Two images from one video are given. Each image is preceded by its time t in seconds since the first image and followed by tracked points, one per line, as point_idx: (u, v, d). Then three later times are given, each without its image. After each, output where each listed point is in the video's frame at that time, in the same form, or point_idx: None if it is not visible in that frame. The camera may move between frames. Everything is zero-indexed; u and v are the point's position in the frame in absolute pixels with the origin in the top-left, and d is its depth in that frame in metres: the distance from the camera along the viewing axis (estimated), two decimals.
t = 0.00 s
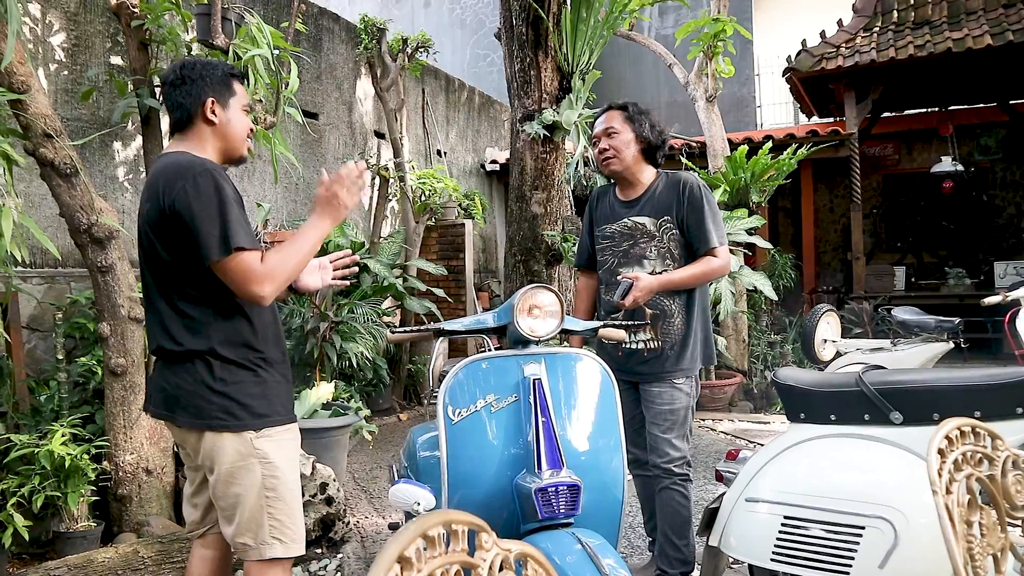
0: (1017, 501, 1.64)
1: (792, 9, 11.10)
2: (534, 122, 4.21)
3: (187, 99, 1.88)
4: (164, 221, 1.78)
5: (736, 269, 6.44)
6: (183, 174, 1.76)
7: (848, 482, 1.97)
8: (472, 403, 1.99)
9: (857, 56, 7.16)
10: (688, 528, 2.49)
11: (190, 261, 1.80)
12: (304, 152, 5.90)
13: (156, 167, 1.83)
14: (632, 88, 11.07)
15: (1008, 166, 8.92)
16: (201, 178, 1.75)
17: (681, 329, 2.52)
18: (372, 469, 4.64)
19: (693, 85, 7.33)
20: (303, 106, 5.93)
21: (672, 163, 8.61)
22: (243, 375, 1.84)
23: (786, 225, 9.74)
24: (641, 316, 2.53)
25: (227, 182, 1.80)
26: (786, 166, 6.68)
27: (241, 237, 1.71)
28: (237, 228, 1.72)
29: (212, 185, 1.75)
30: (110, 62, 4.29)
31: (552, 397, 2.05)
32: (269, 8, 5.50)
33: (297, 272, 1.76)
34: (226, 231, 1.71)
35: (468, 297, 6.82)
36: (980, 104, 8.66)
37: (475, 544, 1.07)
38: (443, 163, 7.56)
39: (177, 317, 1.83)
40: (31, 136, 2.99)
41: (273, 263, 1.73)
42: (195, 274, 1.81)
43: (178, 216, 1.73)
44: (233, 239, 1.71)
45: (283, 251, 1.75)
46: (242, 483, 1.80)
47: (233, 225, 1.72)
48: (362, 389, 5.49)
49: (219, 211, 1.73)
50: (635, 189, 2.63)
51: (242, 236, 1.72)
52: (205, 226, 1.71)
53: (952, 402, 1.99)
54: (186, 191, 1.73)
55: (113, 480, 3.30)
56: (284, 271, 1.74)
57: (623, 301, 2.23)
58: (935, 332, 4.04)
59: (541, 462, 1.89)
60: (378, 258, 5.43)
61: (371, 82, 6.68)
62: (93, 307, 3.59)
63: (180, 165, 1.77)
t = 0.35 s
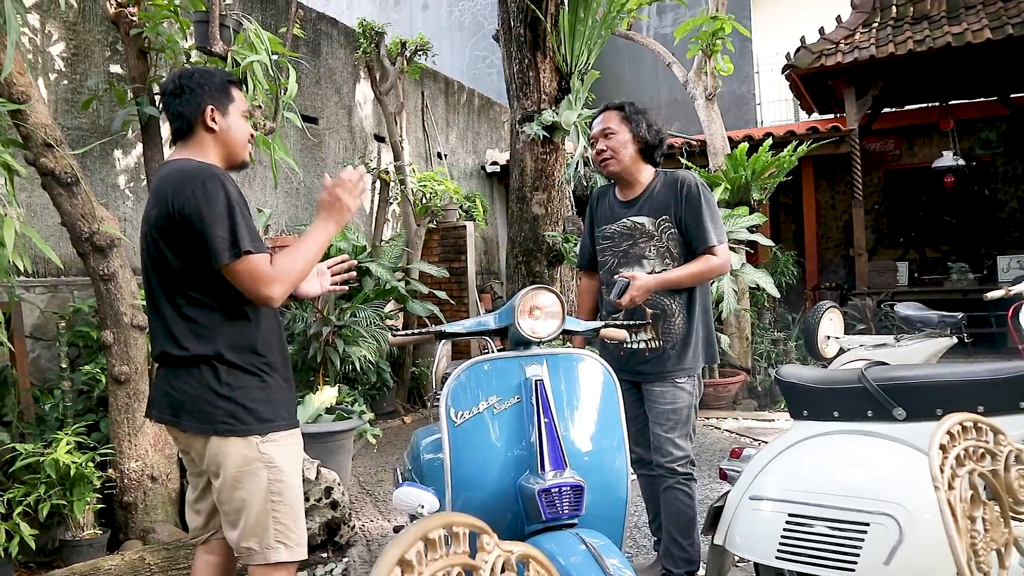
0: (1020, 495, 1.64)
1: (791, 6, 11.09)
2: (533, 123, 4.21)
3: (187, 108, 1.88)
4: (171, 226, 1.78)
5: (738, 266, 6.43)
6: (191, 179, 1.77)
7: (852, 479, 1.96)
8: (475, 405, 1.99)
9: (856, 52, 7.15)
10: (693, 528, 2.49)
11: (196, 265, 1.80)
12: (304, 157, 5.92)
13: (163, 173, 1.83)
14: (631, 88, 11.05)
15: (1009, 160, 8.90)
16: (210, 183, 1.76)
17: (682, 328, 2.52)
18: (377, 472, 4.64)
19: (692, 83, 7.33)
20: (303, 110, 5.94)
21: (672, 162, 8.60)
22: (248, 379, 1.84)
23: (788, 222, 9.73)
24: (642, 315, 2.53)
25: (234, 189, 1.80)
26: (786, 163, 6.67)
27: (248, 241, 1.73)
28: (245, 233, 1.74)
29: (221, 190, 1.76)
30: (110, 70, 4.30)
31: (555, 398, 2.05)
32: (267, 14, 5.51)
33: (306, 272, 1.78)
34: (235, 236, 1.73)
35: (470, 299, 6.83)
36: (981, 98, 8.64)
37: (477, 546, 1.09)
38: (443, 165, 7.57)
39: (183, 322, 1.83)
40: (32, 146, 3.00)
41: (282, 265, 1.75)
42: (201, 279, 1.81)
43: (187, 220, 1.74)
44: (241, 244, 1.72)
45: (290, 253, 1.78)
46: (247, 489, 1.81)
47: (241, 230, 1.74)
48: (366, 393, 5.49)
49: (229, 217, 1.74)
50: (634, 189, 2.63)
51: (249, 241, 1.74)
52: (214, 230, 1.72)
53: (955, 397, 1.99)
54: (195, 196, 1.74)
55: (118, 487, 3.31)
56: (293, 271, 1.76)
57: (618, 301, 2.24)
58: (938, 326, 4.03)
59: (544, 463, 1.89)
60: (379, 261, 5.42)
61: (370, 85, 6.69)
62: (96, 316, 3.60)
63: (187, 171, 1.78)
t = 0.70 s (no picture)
0: (1010, 494, 1.64)
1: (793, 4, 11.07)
2: (533, 118, 4.20)
3: (187, 102, 1.89)
4: (184, 212, 1.78)
5: (736, 264, 6.43)
6: (205, 167, 1.78)
7: (846, 477, 1.97)
8: (469, 398, 1.99)
9: (857, 50, 7.13)
10: (687, 524, 2.49)
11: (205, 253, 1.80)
12: (303, 149, 5.91)
13: (175, 160, 1.83)
14: (632, 84, 11.03)
15: (1009, 160, 8.90)
16: (225, 173, 1.78)
17: (678, 324, 2.52)
18: (373, 465, 4.65)
19: (693, 80, 7.32)
20: (302, 103, 5.93)
21: (671, 159, 8.60)
22: (260, 366, 1.87)
23: (787, 220, 9.72)
24: (639, 312, 2.52)
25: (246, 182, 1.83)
26: (786, 161, 6.66)
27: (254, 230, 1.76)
28: (252, 224, 1.77)
29: (235, 181, 1.79)
30: (109, 60, 4.28)
31: (549, 393, 2.05)
32: (268, 5, 5.49)
33: (292, 283, 1.80)
34: (245, 225, 1.75)
35: (468, 293, 6.83)
36: (982, 99, 8.63)
37: (467, 538, 1.09)
38: (442, 159, 7.56)
39: (194, 309, 1.82)
40: (29, 135, 2.99)
41: (270, 267, 1.78)
42: (210, 267, 1.82)
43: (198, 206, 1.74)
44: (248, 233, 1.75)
45: (280, 261, 1.81)
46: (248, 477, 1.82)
47: (248, 220, 1.76)
48: (362, 386, 5.50)
49: (241, 206, 1.76)
50: (632, 185, 2.62)
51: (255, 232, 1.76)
52: (226, 217, 1.74)
53: (950, 396, 1.98)
54: (210, 184, 1.76)
55: (113, 477, 3.30)
56: (279, 278, 1.78)
57: (616, 296, 2.24)
58: (935, 326, 4.03)
59: (537, 457, 1.90)
60: (377, 255, 5.41)
61: (370, 78, 6.68)
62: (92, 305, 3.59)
63: (200, 160, 1.80)
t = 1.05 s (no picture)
0: (1003, 496, 1.65)
1: (789, 7, 11.11)
2: (529, 119, 4.20)
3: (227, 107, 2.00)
4: (220, 216, 1.84)
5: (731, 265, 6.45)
6: (244, 174, 1.85)
7: (838, 478, 1.97)
8: (464, 399, 1.99)
9: (853, 53, 7.16)
10: (681, 525, 2.50)
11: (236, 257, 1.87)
12: (299, 148, 5.89)
13: (213, 163, 1.89)
14: (628, 85, 11.05)
15: (1003, 164, 8.94)
16: (263, 183, 1.86)
17: (674, 326, 2.52)
18: (367, 465, 4.64)
19: (689, 82, 7.33)
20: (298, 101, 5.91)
21: (667, 160, 8.61)
22: (281, 368, 2.02)
23: (782, 222, 9.75)
24: (636, 313, 2.51)
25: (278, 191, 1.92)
26: (781, 163, 6.68)
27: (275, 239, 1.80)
28: (276, 234, 1.81)
29: (273, 192, 1.87)
30: (105, 57, 4.27)
31: (544, 393, 2.05)
32: (264, 3, 5.49)
33: (303, 301, 1.77)
34: (270, 233, 1.80)
35: (463, 294, 6.82)
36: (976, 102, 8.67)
37: (462, 539, 1.10)
38: (438, 159, 7.55)
39: (225, 313, 1.92)
40: (24, 131, 2.98)
41: (289, 278, 1.78)
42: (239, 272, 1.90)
43: (233, 212, 1.80)
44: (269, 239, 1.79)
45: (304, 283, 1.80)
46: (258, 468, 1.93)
47: (276, 230, 1.82)
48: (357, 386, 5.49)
49: (274, 216, 1.83)
50: (630, 187, 2.62)
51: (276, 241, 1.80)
52: (255, 224, 1.79)
53: (943, 398, 1.99)
54: (250, 191, 1.83)
55: (106, 476, 3.30)
56: (292, 289, 1.76)
57: (615, 298, 2.23)
58: (929, 328, 4.04)
59: (532, 458, 1.90)
60: (373, 254, 5.40)
61: (366, 77, 6.68)
62: (87, 303, 3.58)
63: (239, 166, 1.87)
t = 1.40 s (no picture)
0: (1003, 497, 1.65)
1: (788, 8, 11.12)
2: (528, 119, 4.20)
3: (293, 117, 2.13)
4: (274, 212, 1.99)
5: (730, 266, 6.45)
6: (299, 177, 2.01)
7: (838, 479, 1.97)
8: (463, 399, 1.99)
9: (852, 54, 7.17)
10: (680, 525, 2.49)
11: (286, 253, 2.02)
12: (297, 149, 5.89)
13: (274, 164, 2.05)
14: (627, 86, 11.06)
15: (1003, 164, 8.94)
16: (318, 186, 2.01)
17: (674, 328, 2.52)
18: (366, 466, 4.64)
19: (688, 82, 7.34)
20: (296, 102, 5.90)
21: (666, 161, 8.61)
22: (315, 364, 2.14)
23: (781, 223, 9.76)
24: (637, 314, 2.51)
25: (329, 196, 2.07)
26: (780, 164, 6.67)
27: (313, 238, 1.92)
28: (315, 235, 1.94)
29: (325, 195, 2.02)
30: (103, 58, 4.27)
31: (544, 394, 2.05)
32: (262, 4, 5.49)
33: (328, 294, 1.87)
34: (313, 232, 1.93)
35: (462, 294, 6.81)
36: (975, 103, 8.68)
37: (461, 540, 1.10)
38: (437, 160, 7.56)
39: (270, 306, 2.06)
40: (22, 132, 2.97)
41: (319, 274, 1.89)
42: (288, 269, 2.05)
43: (287, 209, 1.94)
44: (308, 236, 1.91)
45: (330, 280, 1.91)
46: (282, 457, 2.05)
47: (318, 232, 1.95)
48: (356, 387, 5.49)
49: (321, 217, 1.97)
50: (633, 188, 2.61)
51: (313, 240, 1.93)
52: (304, 221, 1.93)
53: (943, 399, 1.99)
54: (305, 192, 1.98)
55: (105, 477, 3.30)
56: (319, 283, 1.86)
57: (619, 300, 2.24)
58: (928, 329, 4.04)
59: (531, 459, 1.89)
60: (372, 255, 5.40)
61: (365, 78, 6.68)
62: (85, 304, 3.56)
63: (296, 170, 2.02)
